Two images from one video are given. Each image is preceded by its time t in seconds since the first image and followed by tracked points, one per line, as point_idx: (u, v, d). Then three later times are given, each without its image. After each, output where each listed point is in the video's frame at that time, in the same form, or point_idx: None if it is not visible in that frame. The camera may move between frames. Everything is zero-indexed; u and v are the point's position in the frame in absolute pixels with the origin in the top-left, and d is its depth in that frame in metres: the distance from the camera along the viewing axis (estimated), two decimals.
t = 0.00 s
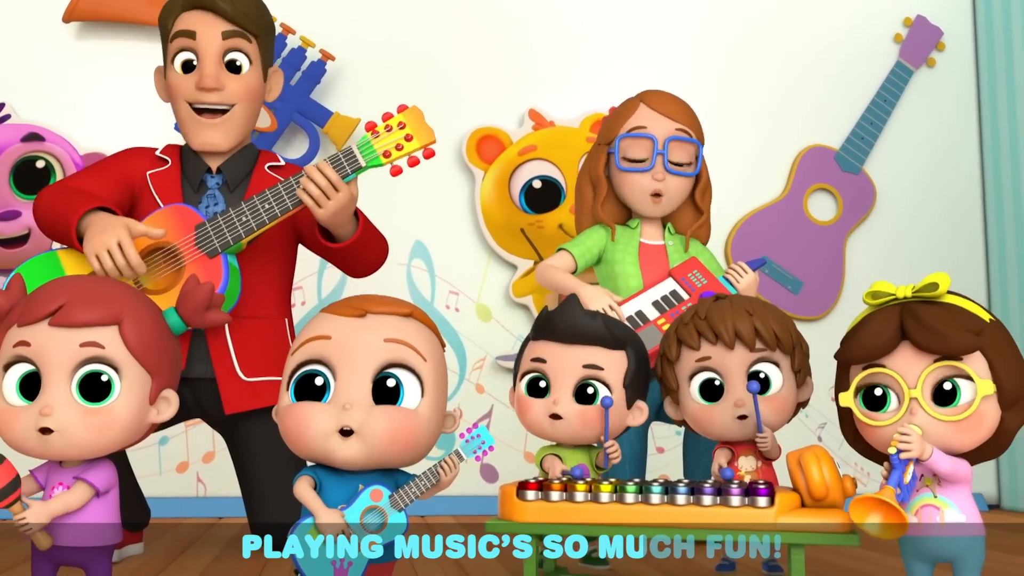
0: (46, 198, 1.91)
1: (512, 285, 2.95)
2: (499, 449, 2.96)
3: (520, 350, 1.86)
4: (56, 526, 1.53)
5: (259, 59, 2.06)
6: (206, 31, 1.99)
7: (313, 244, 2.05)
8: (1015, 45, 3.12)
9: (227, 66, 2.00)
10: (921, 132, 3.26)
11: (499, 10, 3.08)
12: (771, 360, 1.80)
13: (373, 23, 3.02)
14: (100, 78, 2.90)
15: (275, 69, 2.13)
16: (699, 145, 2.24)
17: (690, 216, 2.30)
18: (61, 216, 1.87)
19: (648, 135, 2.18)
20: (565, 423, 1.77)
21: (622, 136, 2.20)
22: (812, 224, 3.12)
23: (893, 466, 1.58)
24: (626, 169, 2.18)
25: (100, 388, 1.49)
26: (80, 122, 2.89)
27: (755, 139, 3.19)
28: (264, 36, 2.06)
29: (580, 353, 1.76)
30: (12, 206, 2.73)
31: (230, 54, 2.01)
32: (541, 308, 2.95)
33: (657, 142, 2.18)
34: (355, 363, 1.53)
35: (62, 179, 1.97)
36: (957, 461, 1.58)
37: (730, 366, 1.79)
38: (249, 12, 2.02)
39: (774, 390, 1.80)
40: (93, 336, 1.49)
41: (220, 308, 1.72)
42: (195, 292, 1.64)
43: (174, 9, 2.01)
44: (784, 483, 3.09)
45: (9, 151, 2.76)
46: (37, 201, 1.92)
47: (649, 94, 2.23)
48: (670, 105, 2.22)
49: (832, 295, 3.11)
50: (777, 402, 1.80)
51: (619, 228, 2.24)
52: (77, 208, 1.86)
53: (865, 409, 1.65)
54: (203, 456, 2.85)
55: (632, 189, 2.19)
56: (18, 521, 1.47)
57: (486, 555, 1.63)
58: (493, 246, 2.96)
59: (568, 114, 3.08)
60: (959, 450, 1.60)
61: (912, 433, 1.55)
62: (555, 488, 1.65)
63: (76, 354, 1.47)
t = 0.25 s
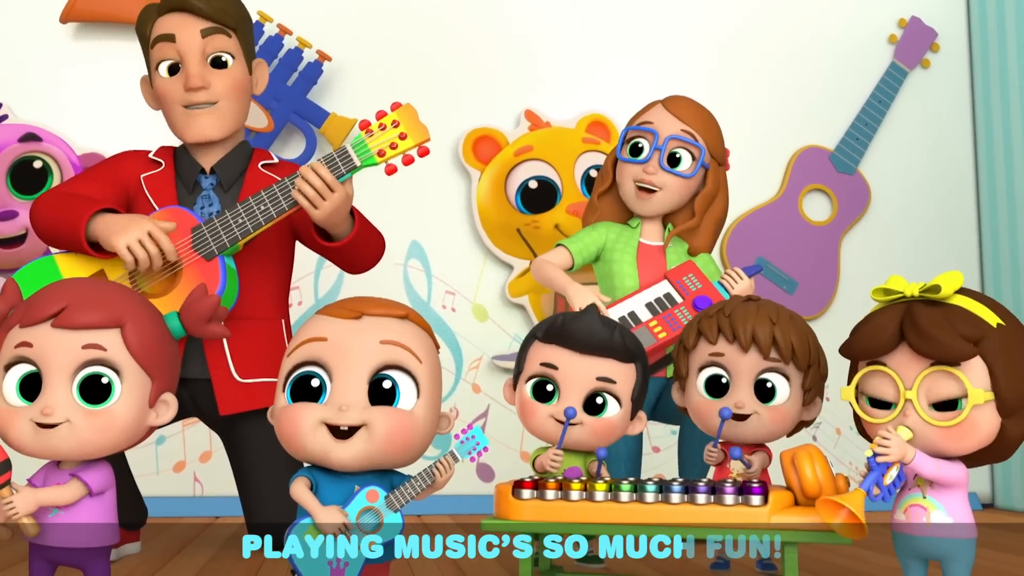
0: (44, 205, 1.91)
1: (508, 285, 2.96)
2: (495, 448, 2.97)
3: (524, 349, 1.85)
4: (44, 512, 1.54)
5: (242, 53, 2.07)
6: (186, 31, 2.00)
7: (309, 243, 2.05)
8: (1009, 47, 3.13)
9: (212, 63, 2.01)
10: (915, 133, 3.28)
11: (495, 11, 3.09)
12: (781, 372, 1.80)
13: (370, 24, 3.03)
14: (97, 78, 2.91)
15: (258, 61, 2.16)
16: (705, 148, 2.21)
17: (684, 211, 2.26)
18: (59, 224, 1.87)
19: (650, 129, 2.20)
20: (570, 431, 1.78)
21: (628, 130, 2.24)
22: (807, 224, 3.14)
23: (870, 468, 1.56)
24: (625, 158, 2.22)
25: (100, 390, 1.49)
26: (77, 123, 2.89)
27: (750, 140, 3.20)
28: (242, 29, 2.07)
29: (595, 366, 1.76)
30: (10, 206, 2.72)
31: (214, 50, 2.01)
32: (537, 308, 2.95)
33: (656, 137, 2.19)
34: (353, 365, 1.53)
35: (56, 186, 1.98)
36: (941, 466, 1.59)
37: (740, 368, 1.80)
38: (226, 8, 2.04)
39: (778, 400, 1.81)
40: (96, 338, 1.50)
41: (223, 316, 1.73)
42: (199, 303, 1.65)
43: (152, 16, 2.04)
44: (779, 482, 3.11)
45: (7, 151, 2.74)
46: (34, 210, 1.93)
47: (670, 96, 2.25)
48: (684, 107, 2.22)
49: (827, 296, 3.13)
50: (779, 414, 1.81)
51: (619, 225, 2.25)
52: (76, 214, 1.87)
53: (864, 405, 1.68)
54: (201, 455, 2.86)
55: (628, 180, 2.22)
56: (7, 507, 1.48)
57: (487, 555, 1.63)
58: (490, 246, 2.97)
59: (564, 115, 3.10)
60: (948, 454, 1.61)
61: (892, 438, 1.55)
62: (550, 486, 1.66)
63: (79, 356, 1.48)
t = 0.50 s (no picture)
0: (48, 195, 1.94)
1: (507, 285, 2.97)
2: (493, 447, 2.99)
3: (524, 347, 1.86)
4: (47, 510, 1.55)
5: (266, 58, 2.06)
6: (209, 31, 1.99)
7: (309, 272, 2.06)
8: (1006, 49, 3.15)
9: (232, 67, 2.01)
10: (912, 134, 3.29)
11: (493, 11, 3.11)
12: (777, 372, 1.82)
13: (370, 25, 3.05)
14: (98, 79, 2.92)
15: (283, 64, 2.14)
16: (704, 149, 2.22)
17: (683, 213, 2.27)
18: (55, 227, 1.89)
19: (649, 130, 2.21)
20: (568, 431, 1.79)
21: (628, 130, 2.25)
22: (805, 225, 3.15)
23: (866, 475, 1.59)
24: (624, 159, 2.23)
25: (102, 389, 1.51)
26: (78, 124, 2.91)
27: (749, 141, 3.22)
28: (268, 33, 2.06)
29: (594, 366, 1.78)
30: (12, 207, 2.71)
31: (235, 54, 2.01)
32: (536, 308, 2.97)
33: (655, 138, 2.21)
34: (352, 365, 1.55)
35: (60, 178, 2.00)
36: (934, 469, 1.60)
37: (736, 367, 1.82)
38: (253, 11, 2.02)
39: (774, 399, 1.82)
40: (97, 338, 1.51)
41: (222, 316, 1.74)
42: (197, 299, 1.66)
43: (178, 9, 2.03)
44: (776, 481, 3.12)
45: (9, 151, 2.75)
46: (38, 201, 1.94)
47: (670, 98, 2.26)
48: (683, 108, 2.23)
49: (825, 296, 3.14)
50: (774, 413, 1.82)
51: (619, 226, 2.27)
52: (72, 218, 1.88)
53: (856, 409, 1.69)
54: (201, 455, 2.87)
55: (627, 180, 2.23)
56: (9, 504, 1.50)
57: (487, 555, 1.64)
58: (489, 246, 2.99)
59: (563, 115, 3.11)
60: (942, 455, 1.62)
61: (888, 446, 1.56)
62: (548, 485, 1.67)
63: (82, 356, 1.49)
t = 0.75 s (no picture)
0: (60, 188, 1.96)
1: (509, 286, 3.00)
2: (495, 446, 3.01)
3: (506, 356, 1.87)
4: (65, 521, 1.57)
5: (278, 66, 2.08)
6: (223, 37, 2.01)
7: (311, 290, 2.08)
8: (1005, 50, 3.16)
9: (243, 73, 2.03)
10: (911, 134, 3.31)
11: (495, 13, 3.13)
12: (771, 361, 1.86)
13: (373, 27, 3.07)
14: (103, 81, 2.95)
15: (296, 73, 2.15)
16: (696, 148, 2.25)
17: (679, 214, 2.30)
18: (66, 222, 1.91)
19: (640, 134, 2.23)
20: (569, 428, 1.82)
21: (620, 134, 2.28)
22: (805, 225, 3.17)
23: (881, 466, 1.61)
24: (617, 163, 2.26)
25: (108, 386, 1.53)
26: (84, 126, 2.94)
27: (750, 141, 3.24)
28: (282, 42, 2.07)
29: (576, 358, 1.80)
30: (18, 208, 2.74)
31: (247, 61, 2.03)
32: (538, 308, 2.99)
33: (648, 142, 2.22)
34: (358, 362, 1.57)
35: (71, 172, 2.02)
36: (940, 458, 1.63)
37: (733, 364, 1.83)
38: (267, 18, 2.04)
39: (771, 388, 1.86)
40: (104, 336, 1.54)
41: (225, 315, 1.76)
42: (202, 300, 1.69)
43: (194, 11, 2.05)
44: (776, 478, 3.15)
45: (14, 155, 2.78)
46: (48, 193, 1.96)
47: (658, 99, 2.28)
48: (674, 109, 2.25)
49: (825, 295, 3.16)
50: (776, 400, 1.86)
51: (616, 228, 2.29)
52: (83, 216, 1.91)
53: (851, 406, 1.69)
54: (206, 453, 2.90)
55: (621, 183, 2.26)
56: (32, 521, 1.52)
57: (486, 555, 1.66)
58: (491, 246, 3.01)
59: (564, 116, 3.13)
60: (937, 446, 1.64)
61: (900, 434, 1.59)
62: (549, 482, 1.70)
63: (89, 353, 1.52)
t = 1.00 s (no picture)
0: (72, 192, 1.98)
1: (513, 286, 3.03)
2: (499, 444, 3.04)
3: (517, 355, 1.91)
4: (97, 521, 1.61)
5: (283, 72, 2.11)
6: (230, 45, 2.04)
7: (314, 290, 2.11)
8: (1006, 52, 3.18)
9: (251, 81, 2.06)
10: (913, 135, 3.33)
11: (498, 16, 3.15)
12: (769, 361, 1.87)
13: (377, 31, 3.10)
14: (112, 84, 2.98)
15: (299, 75, 2.19)
16: (683, 143, 2.27)
17: (675, 211, 2.32)
18: (84, 221, 1.94)
19: (627, 137, 2.25)
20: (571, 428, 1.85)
21: (607, 138, 2.29)
22: (807, 224, 3.19)
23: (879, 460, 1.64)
24: (609, 168, 2.27)
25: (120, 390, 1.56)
26: (93, 129, 2.97)
27: (752, 142, 3.26)
28: (287, 49, 2.11)
29: (587, 363, 1.82)
30: (27, 210, 2.76)
31: (254, 68, 2.06)
32: (541, 308, 3.02)
33: (636, 143, 2.24)
34: (351, 357, 1.59)
35: (82, 174, 2.04)
36: (937, 455, 1.65)
37: (731, 364, 1.86)
38: (271, 25, 2.06)
39: (770, 388, 1.88)
40: (115, 343, 1.56)
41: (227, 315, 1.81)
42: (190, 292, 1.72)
43: (198, 18, 2.07)
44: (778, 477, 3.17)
45: (25, 156, 2.80)
46: (61, 196, 1.99)
47: (639, 101, 2.29)
48: (655, 108, 2.27)
49: (827, 295, 3.18)
50: (775, 399, 1.88)
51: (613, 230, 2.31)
52: (99, 216, 1.93)
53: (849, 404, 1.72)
54: (213, 452, 2.93)
55: (616, 187, 2.27)
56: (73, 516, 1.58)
57: (485, 555, 1.71)
58: (495, 248, 3.03)
59: (567, 118, 3.16)
60: (934, 443, 1.68)
61: (897, 429, 1.62)
62: (551, 480, 1.73)
63: (102, 363, 1.53)
